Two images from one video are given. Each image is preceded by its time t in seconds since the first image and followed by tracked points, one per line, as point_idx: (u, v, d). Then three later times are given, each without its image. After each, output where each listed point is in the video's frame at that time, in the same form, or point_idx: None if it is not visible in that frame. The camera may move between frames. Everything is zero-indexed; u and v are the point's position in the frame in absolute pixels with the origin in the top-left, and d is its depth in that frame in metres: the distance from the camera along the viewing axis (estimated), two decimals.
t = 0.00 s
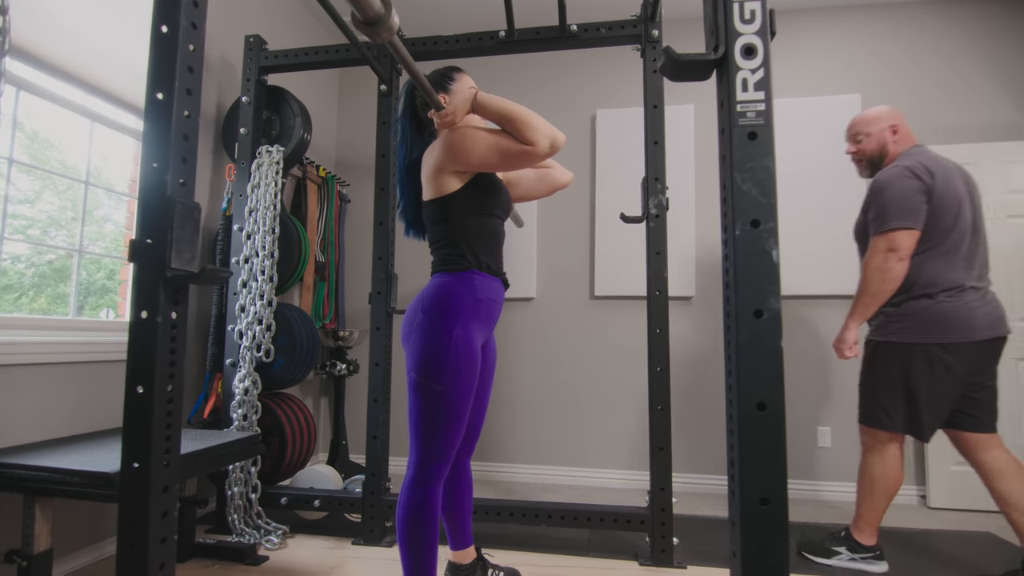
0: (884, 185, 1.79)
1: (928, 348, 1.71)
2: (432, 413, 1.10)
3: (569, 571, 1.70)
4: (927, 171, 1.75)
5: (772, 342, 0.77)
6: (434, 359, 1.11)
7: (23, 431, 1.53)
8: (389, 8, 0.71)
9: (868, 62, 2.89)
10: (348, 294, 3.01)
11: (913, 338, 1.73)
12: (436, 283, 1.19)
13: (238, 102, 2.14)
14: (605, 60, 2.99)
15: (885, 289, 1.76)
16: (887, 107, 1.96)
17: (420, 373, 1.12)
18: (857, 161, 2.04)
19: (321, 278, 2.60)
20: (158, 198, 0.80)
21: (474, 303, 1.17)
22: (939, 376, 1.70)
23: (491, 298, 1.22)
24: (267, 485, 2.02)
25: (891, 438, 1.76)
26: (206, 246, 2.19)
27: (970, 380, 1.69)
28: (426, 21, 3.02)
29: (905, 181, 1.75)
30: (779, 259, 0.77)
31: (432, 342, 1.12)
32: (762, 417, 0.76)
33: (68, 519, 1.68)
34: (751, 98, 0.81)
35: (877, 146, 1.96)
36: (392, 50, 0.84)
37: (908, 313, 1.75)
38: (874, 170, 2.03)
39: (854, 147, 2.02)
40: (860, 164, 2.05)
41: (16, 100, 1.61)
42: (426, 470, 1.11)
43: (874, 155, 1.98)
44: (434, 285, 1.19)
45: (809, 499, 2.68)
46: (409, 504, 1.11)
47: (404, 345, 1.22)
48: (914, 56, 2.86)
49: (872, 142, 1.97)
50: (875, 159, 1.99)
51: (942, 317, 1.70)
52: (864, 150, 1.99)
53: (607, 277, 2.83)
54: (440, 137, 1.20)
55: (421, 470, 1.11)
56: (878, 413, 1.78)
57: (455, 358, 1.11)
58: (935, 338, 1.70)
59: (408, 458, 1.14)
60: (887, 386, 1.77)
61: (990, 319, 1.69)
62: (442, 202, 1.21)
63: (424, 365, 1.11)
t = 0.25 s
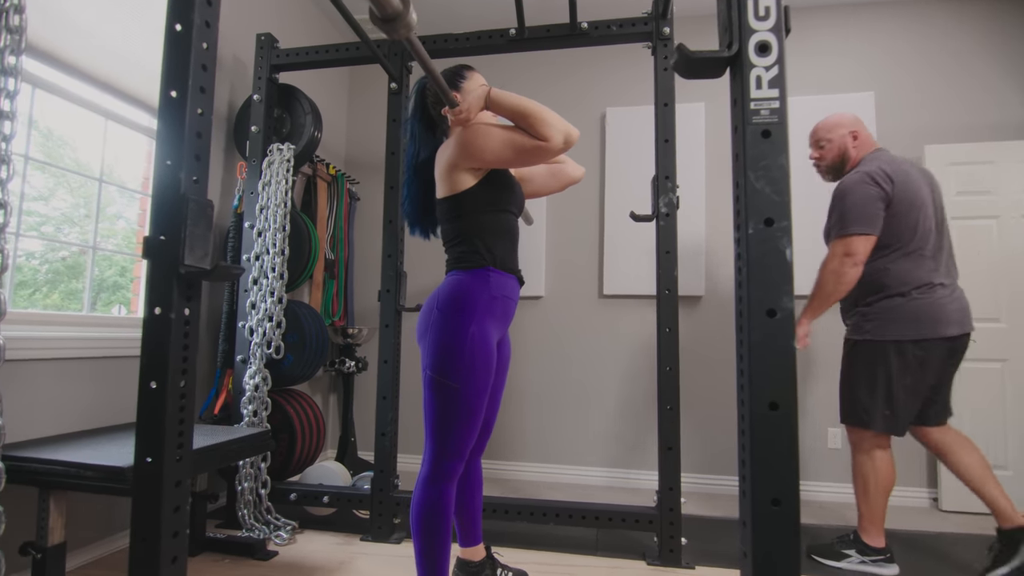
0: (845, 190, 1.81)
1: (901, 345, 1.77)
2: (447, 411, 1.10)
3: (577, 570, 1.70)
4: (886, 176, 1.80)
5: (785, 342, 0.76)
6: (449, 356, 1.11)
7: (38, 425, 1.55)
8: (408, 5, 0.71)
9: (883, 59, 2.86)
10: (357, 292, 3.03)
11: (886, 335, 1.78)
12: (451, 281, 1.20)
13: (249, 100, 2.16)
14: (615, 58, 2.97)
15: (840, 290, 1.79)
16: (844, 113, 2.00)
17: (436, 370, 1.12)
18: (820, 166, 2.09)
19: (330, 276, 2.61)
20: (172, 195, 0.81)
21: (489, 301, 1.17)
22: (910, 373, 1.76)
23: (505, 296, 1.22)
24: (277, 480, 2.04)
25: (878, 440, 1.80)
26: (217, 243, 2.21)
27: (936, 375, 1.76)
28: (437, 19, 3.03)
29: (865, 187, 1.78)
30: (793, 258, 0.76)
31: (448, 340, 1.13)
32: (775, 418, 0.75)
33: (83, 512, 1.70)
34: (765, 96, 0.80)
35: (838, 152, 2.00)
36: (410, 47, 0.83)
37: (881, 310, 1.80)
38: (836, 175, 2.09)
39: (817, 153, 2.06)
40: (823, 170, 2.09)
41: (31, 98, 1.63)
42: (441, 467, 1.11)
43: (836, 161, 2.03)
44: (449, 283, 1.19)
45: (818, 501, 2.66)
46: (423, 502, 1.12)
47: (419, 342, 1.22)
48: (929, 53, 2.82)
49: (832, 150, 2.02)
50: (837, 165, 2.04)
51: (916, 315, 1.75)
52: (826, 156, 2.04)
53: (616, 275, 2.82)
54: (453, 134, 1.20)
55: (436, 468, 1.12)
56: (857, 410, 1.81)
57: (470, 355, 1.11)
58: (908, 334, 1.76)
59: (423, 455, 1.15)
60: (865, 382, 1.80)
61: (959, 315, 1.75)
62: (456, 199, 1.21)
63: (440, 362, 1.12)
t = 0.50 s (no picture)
0: (850, 191, 1.77)
1: (908, 345, 1.76)
2: (450, 410, 1.10)
3: (582, 569, 1.70)
4: (888, 182, 1.78)
5: (795, 342, 0.75)
6: (452, 355, 1.12)
7: (50, 420, 1.57)
8: (421, 5, 0.71)
9: (894, 57, 2.83)
10: (364, 289, 3.04)
11: (892, 335, 1.77)
12: (455, 280, 1.20)
13: (258, 99, 2.17)
14: (623, 56, 2.96)
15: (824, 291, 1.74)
16: (836, 115, 1.98)
17: (439, 369, 1.12)
18: (816, 170, 2.06)
19: (337, 274, 2.62)
20: (183, 192, 0.81)
21: (492, 300, 1.18)
22: (914, 372, 1.76)
23: (509, 296, 1.22)
24: (284, 477, 2.05)
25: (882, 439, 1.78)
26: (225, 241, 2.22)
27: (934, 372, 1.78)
28: (446, 17, 3.03)
29: (868, 191, 1.75)
30: (804, 258, 0.76)
31: (451, 339, 1.13)
32: (785, 419, 0.75)
33: (93, 506, 1.72)
34: (777, 94, 0.79)
35: (833, 155, 1.98)
36: (420, 46, 0.83)
37: (886, 311, 1.79)
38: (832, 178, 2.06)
39: (812, 157, 2.04)
40: (819, 173, 2.06)
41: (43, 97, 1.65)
42: (444, 466, 1.12)
43: (832, 164, 2.00)
44: (453, 282, 1.20)
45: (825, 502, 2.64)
46: (426, 499, 1.12)
47: (423, 341, 1.22)
48: (942, 51, 2.79)
49: (828, 152, 1.99)
50: (833, 168, 2.01)
51: (917, 315, 1.76)
52: (821, 159, 2.01)
53: (623, 274, 2.81)
54: (462, 134, 1.21)
55: (438, 465, 1.12)
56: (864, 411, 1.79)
57: (474, 354, 1.11)
58: (913, 334, 1.76)
59: (425, 453, 1.15)
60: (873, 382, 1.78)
61: (952, 315, 1.79)
62: (463, 198, 1.22)
63: (443, 361, 1.12)
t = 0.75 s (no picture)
0: (888, 190, 1.76)
1: (926, 346, 1.76)
2: (457, 410, 1.10)
3: (588, 570, 1.69)
4: (923, 185, 1.80)
5: (804, 343, 0.75)
6: (459, 355, 1.12)
7: (60, 418, 1.58)
8: (429, 5, 0.72)
9: (903, 56, 2.81)
10: (370, 289, 3.05)
11: (915, 336, 1.76)
12: (461, 280, 1.20)
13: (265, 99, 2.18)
14: (629, 56, 2.96)
15: (867, 289, 1.70)
16: (859, 115, 1.98)
17: (446, 369, 1.12)
18: (837, 169, 2.04)
19: (343, 274, 2.63)
20: (191, 192, 0.81)
21: (499, 300, 1.18)
22: (930, 372, 1.77)
23: (516, 296, 1.22)
24: (290, 476, 2.06)
25: (890, 438, 1.77)
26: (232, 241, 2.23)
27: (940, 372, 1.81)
28: (452, 17, 3.03)
29: (908, 190, 1.74)
30: (812, 259, 0.75)
31: (458, 339, 1.13)
32: (793, 420, 0.74)
33: (101, 504, 1.74)
34: (785, 94, 0.78)
35: (855, 156, 1.97)
36: (428, 46, 0.83)
37: (910, 311, 1.77)
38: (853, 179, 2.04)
39: (833, 156, 2.02)
40: (839, 173, 2.05)
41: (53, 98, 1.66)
42: (451, 466, 1.12)
43: (854, 165, 1.99)
44: (460, 282, 1.20)
45: (832, 504, 2.63)
46: (433, 499, 1.12)
47: (430, 341, 1.22)
48: (951, 50, 2.77)
49: (851, 151, 1.98)
50: (855, 168, 2.00)
51: (935, 317, 1.78)
52: (844, 159, 2.00)
53: (629, 275, 2.81)
54: (469, 134, 1.21)
55: (446, 465, 1.12)
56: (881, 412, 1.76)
57: (481, 355, 1.11)
58: (933, 335, 1.76)
59: (432, 453, 1.15)
60: (891, 384, 1.76)
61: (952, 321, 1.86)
62: (469, 198, 1.22)
63: (450, 361, 1.12)
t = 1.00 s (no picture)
0: (944, 193, 1.76)
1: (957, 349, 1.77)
2: (457, 410, 1.10)
3: (590, 570, 1.69)
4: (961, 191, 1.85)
5: (807, 343, 0.74)
6: (460, 356, 1.12)
7: (63, 418, 1.59)
8: (431, 5, 0.72)
9: (907, 55, 2.80)
10: (372, 289, 3.05)
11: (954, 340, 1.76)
12: (462, 280, 1.20)
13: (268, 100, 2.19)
14: (632, 56, 2.95)
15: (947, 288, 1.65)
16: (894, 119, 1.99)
17: (447, 370, 1.12)
18: (867, 169, 1.98)
19: (346, 274, 2.63)
20: (194, 192, 0.82)
21: (500, 300, 1.18)
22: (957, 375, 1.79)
23: (517, 296, 1.22)
24: (292, 476, 2.06)
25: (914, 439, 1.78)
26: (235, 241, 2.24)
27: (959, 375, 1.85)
28: (455, 17, 3.03)
29: (959, 194, 1.76)
30: (815, 259, 0.75)
31: (459, 339, 1.13)
32: (796, 420, 0.74)
33: (104, 503, 1.74)
34: (788, 94, 0.78)
35: (893, 159, 1.94)
36: (430, 47, 0.83)
37: (949, 315, 1.78)
38: (880, 184, 1.99)
39: (869, 155, 1.97)
40: (867, 173, 1.99)
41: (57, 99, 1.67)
42: (451, 466, 1.12)
43: (887, 167, 1.96)
44: (460, 282, 1.20)
45: (835, 505, 2.62)
46: (433, 500, 1.12)
47: (430, 341, 1.23)
48: (955, 49, 2.76)
49: (889, 151, 1.94)
50: (887, 171, 1.97)
51: (968, 321, 1.80)
52: (880, 159, 1.95)
53: (631, 275, 2.80)
54: (470, 134, 1.21)
55: (446, 466, 1.12)
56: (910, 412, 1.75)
57: (482, 355, 1.11)
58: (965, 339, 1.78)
59: (432, 453, 1.15)
60: (921, 383, 1.74)
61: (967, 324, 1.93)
62: (471, 199, 1.22)
63: (451, 362, 1.12)
